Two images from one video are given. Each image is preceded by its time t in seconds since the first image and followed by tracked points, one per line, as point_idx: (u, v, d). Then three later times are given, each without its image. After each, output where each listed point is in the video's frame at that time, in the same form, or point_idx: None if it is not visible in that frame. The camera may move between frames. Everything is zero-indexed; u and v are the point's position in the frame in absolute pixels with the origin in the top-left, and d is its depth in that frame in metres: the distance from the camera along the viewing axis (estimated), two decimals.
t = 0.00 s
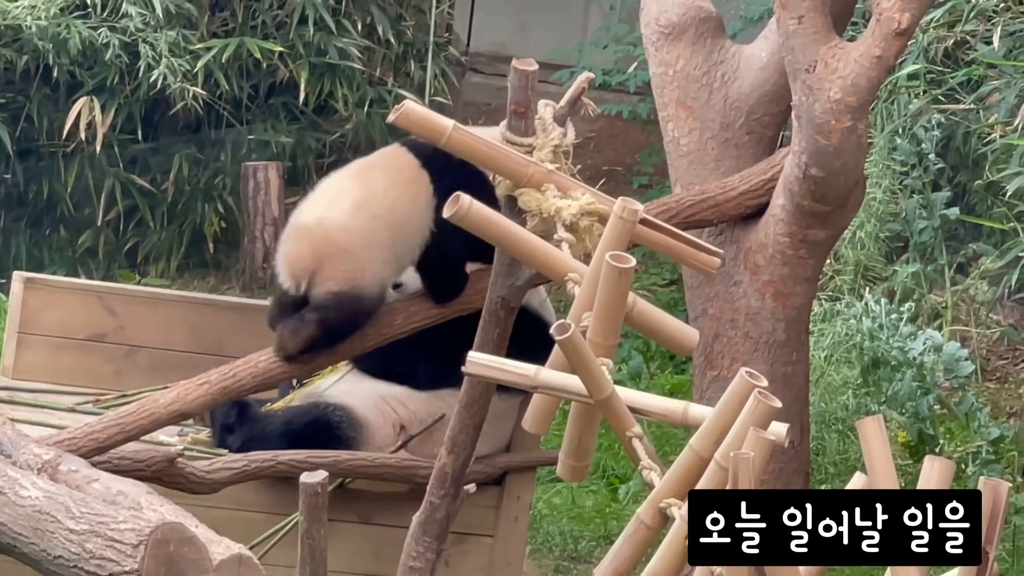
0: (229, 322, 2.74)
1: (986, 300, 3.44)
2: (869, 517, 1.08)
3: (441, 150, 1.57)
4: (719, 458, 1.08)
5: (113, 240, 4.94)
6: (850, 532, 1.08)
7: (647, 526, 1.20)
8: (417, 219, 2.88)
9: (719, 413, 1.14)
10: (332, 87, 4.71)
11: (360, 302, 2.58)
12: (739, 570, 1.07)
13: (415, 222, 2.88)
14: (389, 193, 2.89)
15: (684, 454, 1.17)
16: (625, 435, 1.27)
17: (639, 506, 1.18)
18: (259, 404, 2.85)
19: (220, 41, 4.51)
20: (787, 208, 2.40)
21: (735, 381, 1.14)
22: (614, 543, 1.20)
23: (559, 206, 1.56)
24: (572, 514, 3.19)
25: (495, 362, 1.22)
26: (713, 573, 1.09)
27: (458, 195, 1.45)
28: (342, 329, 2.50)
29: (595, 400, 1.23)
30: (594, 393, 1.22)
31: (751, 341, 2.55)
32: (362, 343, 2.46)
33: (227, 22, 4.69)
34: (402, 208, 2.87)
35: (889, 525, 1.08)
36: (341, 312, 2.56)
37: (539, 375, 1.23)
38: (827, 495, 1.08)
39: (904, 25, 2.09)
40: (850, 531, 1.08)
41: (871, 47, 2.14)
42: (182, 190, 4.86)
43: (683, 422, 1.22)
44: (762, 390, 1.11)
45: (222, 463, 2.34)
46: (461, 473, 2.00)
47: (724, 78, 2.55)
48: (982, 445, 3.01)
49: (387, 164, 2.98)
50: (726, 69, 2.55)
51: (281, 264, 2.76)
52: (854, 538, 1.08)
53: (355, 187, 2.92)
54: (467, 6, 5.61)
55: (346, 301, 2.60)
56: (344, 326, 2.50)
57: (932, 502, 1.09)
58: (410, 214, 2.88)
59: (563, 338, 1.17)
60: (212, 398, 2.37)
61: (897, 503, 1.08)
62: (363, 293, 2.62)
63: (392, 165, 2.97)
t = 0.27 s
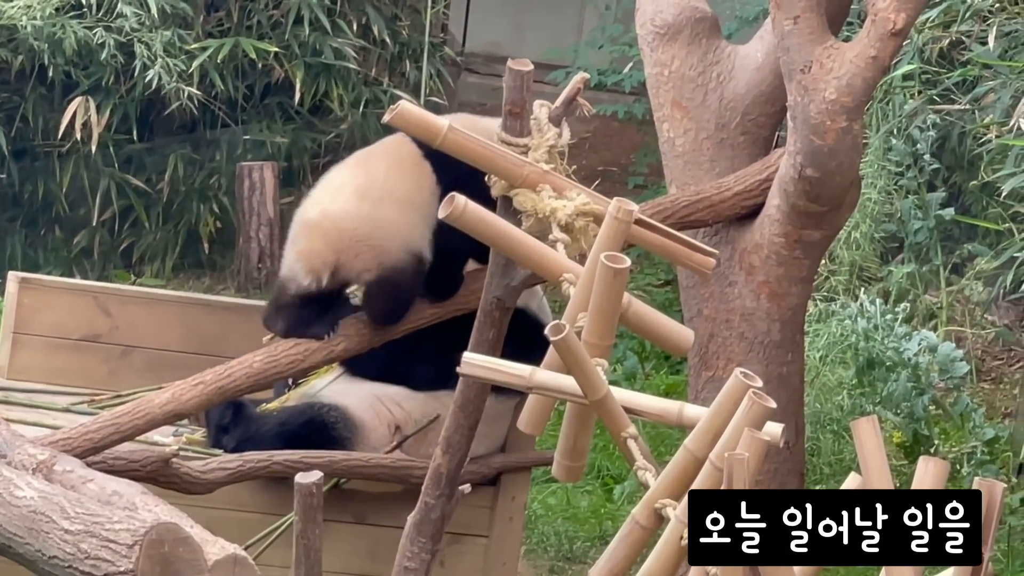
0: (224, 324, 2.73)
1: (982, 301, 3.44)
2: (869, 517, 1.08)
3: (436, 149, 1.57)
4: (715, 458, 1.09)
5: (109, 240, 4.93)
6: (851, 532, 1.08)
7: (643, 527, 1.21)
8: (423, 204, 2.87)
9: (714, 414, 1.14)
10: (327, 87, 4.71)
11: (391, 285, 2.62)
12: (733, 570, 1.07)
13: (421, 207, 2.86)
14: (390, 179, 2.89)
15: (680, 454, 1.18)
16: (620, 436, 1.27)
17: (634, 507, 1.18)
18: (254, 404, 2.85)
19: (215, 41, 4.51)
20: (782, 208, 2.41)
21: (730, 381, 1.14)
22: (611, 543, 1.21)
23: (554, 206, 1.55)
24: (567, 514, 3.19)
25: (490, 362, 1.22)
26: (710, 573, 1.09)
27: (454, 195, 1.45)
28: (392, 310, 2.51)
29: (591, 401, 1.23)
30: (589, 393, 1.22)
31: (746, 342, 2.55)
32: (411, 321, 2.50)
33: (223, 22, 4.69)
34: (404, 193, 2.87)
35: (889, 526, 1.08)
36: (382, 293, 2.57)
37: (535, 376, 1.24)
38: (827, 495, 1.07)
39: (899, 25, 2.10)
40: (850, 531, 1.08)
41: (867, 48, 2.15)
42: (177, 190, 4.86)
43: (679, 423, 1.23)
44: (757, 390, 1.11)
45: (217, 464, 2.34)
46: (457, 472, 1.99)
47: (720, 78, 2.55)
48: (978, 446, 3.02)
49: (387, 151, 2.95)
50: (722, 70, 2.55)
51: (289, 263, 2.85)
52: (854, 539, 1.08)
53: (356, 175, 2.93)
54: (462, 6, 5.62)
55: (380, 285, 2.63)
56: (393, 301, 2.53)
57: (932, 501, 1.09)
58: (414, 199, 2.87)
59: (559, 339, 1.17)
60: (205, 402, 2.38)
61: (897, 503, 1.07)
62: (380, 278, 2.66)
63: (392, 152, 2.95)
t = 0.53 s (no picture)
0: (216, 324, 2.73)
1: (975, 302, 3.45)
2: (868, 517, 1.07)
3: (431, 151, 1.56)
4: (707, 460, 1.08)
5: (102, 241, 4.91)
6: (850, 532, 1.07)
7: (636, 529, 1.21)
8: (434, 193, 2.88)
9: (707, 415, 1.15)
10: (321, 88, 4.73)
11: (397, 279, 2.63)
12: (725, 571, 1.05)
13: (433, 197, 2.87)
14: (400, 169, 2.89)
15: (673, 455, 1.17)
16: (613, 437, 1.28)
17: (627, 508, 1.18)
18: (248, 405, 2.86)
19: (209, 42, 4.54)
20: (776, 209, 2.41)
21: (724, 383, 1.15)
22: (603, 545, 1.21)
23: (548, 207, 1.56)
24: (561, 515, 3.19)
25: (483, 363, 1.22)
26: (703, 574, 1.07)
27: (446, 198, 1.46)
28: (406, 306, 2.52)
29: (584, 402, 1.23)
30: (583, 394, 1.22)
31: (740, 343, 2.55)
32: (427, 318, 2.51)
33: (217, 22, 4.71)
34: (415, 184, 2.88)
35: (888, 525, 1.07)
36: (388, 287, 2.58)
37: (528, 377, 1.24)
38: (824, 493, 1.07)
39: (893, 27, 2.10)
40: (850, 530, 1.07)
41: (860, 49, 2.15)
42: (171, 190, 4.86)
43: (673, 424, 1.24)
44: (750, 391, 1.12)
45: (210, 464, 2.34)
46: (451, 474, 2.02)
47: (714, 80, 2.55)
48: (971, 448, 3.03)
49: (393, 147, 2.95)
50: (716, 71, 2.55)
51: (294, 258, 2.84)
52: (853, 539, 1.07)
53: (364, 169, 2.93)
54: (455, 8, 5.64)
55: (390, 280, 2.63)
56: (406, 298, 2.54)
57: (932, 502, 1.08)
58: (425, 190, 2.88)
59: (552, 340, 1.17)
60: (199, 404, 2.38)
61: (897, 503, 1.07)
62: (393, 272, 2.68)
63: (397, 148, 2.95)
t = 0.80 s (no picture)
0: (207, 327, 2.73)
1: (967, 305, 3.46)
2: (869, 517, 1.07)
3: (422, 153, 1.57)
4: (699, 463, 1.04)
5: (93, 245, 4.86)
6: (850, 532, 1.07)
7: (627, 532, 1.19)
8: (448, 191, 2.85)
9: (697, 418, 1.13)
10: (313, 90, 4.75)
11: (400, 278, 2.63)
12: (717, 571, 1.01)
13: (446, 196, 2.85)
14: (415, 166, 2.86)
15: (665, 458, 1.15)
16: (605, 440, 1.25)
17: (619, 512, 1.16)
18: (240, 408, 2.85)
19: (201, 44, 4.55)
20: (768, 212, 2.41)
21: (716, 385, 1.11)
22: (595, 549, 1.19)
23: (539, 210, 1.57)
24: (552, 519, 3.19)
25: (475, 366, 1.20)
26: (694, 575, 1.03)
27: (439, 200, 1.47)
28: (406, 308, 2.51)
29: (576, 405, 1.21)
30: (573, 396, 1.21)
31: (732, 346, 2.54)
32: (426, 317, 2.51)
33: (209, 25, 4.70)
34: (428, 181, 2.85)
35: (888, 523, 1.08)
36: (389, 285, 2.58)
37: (520, 380, 1.22)
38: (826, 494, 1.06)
39: (885, 30, 2.10)
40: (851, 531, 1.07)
41: (851, 52, 2.16)
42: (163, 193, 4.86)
43: (665, 427, 1.23)
44: (742, 394, 1.09)
45: (201, 467, 2.34)
46: (442, 477, 2.03)
47: (706, 83, 2.55)
48: (962, 450, 3.04)
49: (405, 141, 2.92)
50: (708, 74, 2.55)
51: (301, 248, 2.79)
52: (853, 539, 1.07)
53: (378, 162, 2.89)
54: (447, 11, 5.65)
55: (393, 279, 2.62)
56: (407, 298, 2.52)
57: (932, 501, 1.09)
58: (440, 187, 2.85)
59: (543, 343, 1.15)
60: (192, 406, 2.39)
61: (897, 503, 1.07)
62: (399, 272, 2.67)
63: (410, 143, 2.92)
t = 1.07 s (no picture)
0: (201, 329, 2.73)
1: (960, 308, 3.46)
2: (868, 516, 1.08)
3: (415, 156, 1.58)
4: (693, 466, 1.08)
5: (86, 247, 4.89)
6: (850, 532, 1.08)
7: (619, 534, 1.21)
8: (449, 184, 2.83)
9: (689, 423, 1.15)
10: (305, 93, 4.76)
11: (398, 278, 2.64)
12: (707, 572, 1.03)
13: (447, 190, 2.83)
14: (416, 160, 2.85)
15: (657, 461, 1.17)
16: (597, 443, 1.27)
17: (611, 515, 1.19)
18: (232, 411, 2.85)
19: (193, 47, 4.55)
20: (760, 216, 2.41)
21: (708, 390, 1.14)
22: (586, 552, 1.21)
23: (531, 213, 1.58)
24: (544, 522, 3.18)
25: (468, 369, 1.21)
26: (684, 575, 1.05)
27: (432, 203, 1.48)
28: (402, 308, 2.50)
29: (568, 408, 1.23)
30: (566, 400, 1.22)
31: (724, 349, 2.54)
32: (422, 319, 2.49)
33: (201, 28, 4.72)
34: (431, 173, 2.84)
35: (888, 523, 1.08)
36: (386, 286, 2.58)
37: (512, 383, 1.24)
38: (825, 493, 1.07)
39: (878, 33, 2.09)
40: (851, 530, 1.08)
41: (845, 56, 2.15)
42: (155, 197, 4.86)
43: (657, 430, 1.23)
44: (734, 398, 1.11)
45: (193, 470, 2.34)
46: (434, 480, 2.04)
47: (698, 86, 2.55)
48: (955, 454, 3.06)
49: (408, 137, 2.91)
50: (700, 77, 2.55)
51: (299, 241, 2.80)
52: (853, 539, 1.08)
53: (380, 155, 2.89)
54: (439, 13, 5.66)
55: (389, 278, 2.62)
56: (402, 298, 2.52)
57: (932, 502, 1.09)
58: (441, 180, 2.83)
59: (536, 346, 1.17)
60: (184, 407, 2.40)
61: (897, 503, 1.08)
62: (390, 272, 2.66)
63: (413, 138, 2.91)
